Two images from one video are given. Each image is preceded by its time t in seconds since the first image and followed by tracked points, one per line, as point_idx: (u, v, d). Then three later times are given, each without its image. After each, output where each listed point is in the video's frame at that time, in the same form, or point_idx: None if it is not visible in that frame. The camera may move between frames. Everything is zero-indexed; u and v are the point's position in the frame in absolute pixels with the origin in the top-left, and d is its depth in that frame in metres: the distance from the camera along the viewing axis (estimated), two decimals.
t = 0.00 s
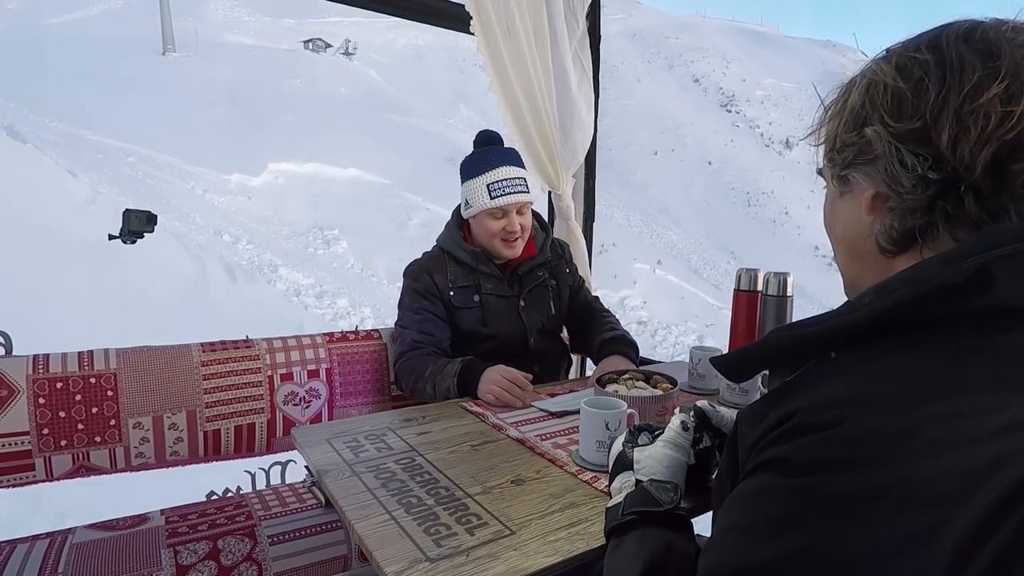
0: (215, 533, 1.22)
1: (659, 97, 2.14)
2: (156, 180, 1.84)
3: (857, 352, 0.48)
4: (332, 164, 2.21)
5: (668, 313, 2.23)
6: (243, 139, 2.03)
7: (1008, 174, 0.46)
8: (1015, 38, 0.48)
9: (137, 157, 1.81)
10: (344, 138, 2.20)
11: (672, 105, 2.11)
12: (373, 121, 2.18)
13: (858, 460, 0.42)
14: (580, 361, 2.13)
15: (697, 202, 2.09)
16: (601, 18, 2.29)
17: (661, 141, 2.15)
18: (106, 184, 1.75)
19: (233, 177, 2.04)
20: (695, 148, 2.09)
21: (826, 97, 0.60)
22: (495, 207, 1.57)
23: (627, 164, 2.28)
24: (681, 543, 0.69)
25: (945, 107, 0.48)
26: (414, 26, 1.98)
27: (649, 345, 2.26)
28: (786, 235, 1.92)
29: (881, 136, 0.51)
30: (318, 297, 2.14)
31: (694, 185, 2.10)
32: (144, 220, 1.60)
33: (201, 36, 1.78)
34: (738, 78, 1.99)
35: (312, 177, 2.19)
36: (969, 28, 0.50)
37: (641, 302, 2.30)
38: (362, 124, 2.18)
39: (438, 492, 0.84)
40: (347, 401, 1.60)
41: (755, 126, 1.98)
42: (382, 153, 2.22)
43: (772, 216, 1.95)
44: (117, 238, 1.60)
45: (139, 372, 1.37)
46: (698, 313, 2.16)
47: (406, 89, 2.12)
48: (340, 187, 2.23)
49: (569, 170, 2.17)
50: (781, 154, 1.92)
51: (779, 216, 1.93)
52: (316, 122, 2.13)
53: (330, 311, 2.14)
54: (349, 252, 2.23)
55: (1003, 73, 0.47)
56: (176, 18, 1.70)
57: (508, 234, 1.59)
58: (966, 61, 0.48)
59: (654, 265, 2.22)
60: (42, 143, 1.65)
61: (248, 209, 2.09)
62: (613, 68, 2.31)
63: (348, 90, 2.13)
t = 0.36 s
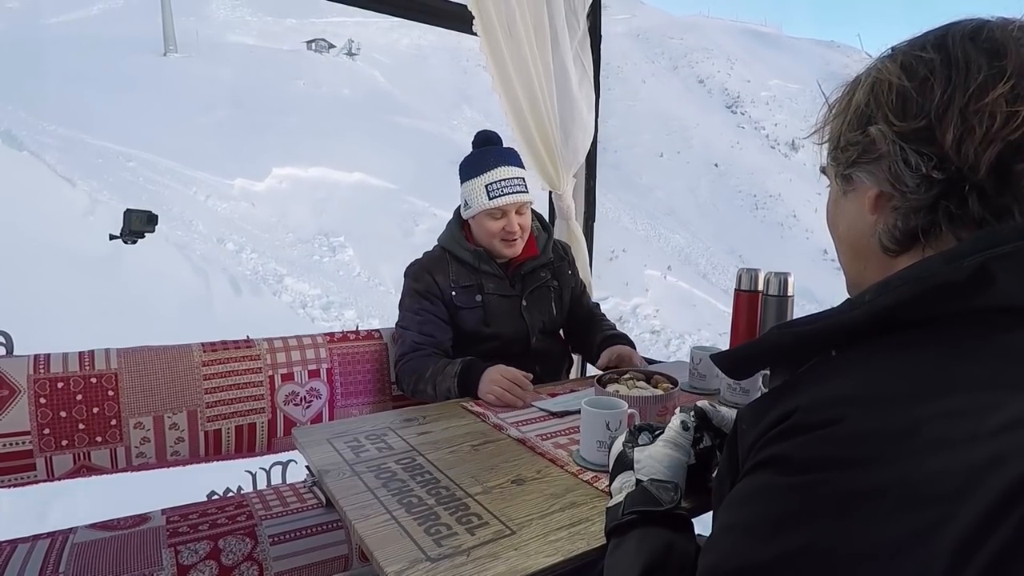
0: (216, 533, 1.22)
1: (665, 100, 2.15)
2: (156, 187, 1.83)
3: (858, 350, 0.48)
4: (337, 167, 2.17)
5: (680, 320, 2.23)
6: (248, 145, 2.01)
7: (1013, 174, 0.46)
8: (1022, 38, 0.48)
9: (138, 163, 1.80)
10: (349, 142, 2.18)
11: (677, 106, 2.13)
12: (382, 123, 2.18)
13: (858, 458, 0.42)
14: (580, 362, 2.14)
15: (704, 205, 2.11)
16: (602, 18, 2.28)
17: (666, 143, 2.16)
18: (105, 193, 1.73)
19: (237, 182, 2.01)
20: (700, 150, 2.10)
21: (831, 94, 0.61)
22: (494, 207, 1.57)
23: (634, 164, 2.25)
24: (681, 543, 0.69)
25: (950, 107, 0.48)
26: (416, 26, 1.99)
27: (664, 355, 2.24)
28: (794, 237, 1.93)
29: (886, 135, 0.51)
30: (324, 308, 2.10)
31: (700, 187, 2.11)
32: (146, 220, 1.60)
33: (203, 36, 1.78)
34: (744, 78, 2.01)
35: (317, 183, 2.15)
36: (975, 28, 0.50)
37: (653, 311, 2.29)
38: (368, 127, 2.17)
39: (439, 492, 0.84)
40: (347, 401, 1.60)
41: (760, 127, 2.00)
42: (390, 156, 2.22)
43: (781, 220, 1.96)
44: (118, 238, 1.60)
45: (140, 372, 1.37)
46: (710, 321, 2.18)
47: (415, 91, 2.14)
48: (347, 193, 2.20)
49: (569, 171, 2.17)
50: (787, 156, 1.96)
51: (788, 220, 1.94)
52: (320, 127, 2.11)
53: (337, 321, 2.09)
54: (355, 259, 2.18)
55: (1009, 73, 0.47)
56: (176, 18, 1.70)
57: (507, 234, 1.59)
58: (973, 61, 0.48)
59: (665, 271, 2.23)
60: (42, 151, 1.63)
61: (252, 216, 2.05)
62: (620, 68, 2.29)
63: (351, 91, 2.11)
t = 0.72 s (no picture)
0: (217, 533, 1.22)
1: (672, 105, 2.16)
2: (156, 195, 1.77)
3: (859, 351, 0.48)
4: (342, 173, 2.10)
5: (695, 332, 2.21)
6: (257, 156, 1.96)
7: (1013, 173, 0.46)
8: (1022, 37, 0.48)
9: (138, 171, 1.75)
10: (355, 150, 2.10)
11: (682, 108, 2.15)
12: (383, 126, 2.12)
13: (860, 458, 0.42)
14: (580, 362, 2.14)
15: (710, 209, 2.11)
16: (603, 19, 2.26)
17: (672, 147, 2.17)
18: (104, 203, 1.69)
19: (240, 189, 1.95)
20: (706, 155, 2.11)
21: (833, 95, 0.61)
22: (496, 205, 1.57)
23: (643, 170, 2.23)
24: (681, 542, 0.69)
25: (949, 106, 0.48)
26: (419, 27, 2.03)
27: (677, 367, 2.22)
28: (801, 243, 1.95)
29: (886, 134, 0.51)
30: (329, 321, 2.02)
31: (706, 193, 2.11)
32: (147, 220, 1.61)
33: (206, 36, 1.79)
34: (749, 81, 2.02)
35: (321, 189, 2.07)
36: (975, 27, 0.50)
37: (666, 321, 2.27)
38: (375, 131, 2.11)
39: (439, 492, 0.84)
40: (348, 401, 1.60)
41: (764, 130, 2.00)
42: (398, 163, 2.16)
43: (787, 225, 1.98)
44: (118, 238, 1.60)
45: (140, 372, 1.37)
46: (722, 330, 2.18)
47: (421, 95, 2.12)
48: (353, 198, 2.12)
49: (570, 171, 2.17)
50: (793, 159, 1.97)
51: (795, 224, 1.96)
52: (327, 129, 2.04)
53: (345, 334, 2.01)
54: (361, 268, 2.12)
55: (1009, 72, 0.47)
56: (177, 17, 1.73)
57: (512, 231, 1.59)
58: (972, 60, 0.48)
59: (676, 279, 2.20)
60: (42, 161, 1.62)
61: (256, 225, 1.98)
62: (625, 70, 2.26)
63: (354, 93, 2.05)
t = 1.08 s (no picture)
0: (217, 533, 1.22)
1: (675, 107, 2.16)
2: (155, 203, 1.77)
3: (862, 350, 0.48)
4: (344, 179, 2.11)
5: (706, 341, 2.22)
6: (260, 161, 1.97)
7: (1016, 172, 0.46)
8: None
9: (138, 177, 1.75)
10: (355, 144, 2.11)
11: (686, 110, 2.15)
12: (386, 128, 2.12)
13: (862, 458, 0.42)
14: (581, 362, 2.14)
15: (715, 213, 2.13)
16: (603, 19, 2.24)
17: (677, 149, 2.17)
18: (102, 213, 1.69)
19: (242, 197, 1.96)
20: (712, 157, 2.13)
21: (836, 94, 0.61)
22: (484, 203, 1.57)
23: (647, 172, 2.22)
24: (683, 543, 0.69)
25: (952, 106, 0.48)
26: (422, 28, 2.02)
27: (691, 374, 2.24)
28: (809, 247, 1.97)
29: (888, 134, 0.51)
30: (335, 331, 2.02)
31: (712, 197, 2.14)
32: (147, 220, 1.61)
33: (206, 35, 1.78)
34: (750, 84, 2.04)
35: (325, 196, 2.09)
36: (978, 27, 0.50)
37: (678, 331, 2.27)
38: (374, 135, 2.11)
39: (440, 492, 0.84)
40: (349, 400, 1.60)
41: (768, 133, 2.03)
42: (401, 166, 2.16)
43: (795, 229, 2.00)
44: (119, 238, 1.60)
45: (140, 372, 1.37)
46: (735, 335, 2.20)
47: (422, 97, 2.12)
48: (358, 204, 2.15)
49: (570, 171, 2.17)
50: (797, 162, 1.99)
51: (802, 229, 1.98)
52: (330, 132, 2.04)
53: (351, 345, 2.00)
54: (367, 277, 2.13)
55: (1012, 71, 0.46)
56: (178, 19, 1.71)
57: (504, 227, 1.57)
58: (975, 59, 0.48)
59: (685, 287, 2.20)
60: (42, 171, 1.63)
61: (261, 234, 2.00)
62: (628, 74, 2.24)
63: (357, 95, 2.06)
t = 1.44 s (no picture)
0: (217, 533, 1.22)
1: (679, 108, 2.15)
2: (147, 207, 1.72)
3: (861, 351, 0.48)
4: (350, 185, 2.11)
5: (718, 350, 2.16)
6: (256, 164, 1.95)
7: (1015, 173, 0.46)
8: None
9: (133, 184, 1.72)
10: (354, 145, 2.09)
11: (689, 112, 2.14)
12: (390, 131, 2.12)
13: (862, 458, 0.42)
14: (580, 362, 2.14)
15: (721, 217, 2.11)
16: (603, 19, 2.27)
17: (681, 152, 2.16)
18: (100, 223, 1.67)
19: (244, 203, 1.94)
20: (716, 159, 2.11)
21: (835, 95, 0.61)
22: (493, 205, 1.56)
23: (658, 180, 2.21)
24: (682, 543, 0.69)
25: (951, 106, 0.48)
26: (425, 29, 2.04)
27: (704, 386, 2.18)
28: (816, 251, 1.91)
29: (888, 134, 0.51)
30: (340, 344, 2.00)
31: (718, 199, 2.11)
32: (147, 220, 1.61)
33: (206, 36, 1.79)
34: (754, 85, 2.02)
35: (331, 202, 2.08)
36: (977, 27, 0.50)
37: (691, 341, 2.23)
38: (377, 137, 2.10)
39: (440, 492, 0.84)
40: (348, 401, 1.60)
41: (773, 135, 2.00)
42: (404, 167, 2.16)
43: (802, 233, 1.95)
44: (118, 238, 1.60)
45: (140, 372, 1.37)
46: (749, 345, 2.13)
47: (423, 99, 2.13)
48: (363, 209, 2.14)
49: (570, 171, 2.17)
50: (802, 164, 1.97)
51: (809, 233, 1.94)
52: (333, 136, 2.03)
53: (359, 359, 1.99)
54: (372, 287, 2.12)
55: (1011, 71, 0.46)
56: (179, 20, 1.72)
57: (507, 231, 1.58)
58: (975, 59, 0.48)
59: (696, 294, 2.19)
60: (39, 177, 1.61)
61: (266, 244, 1.99)
62: (631, 74, 2.26)
63: (359, 98, 2.05)
